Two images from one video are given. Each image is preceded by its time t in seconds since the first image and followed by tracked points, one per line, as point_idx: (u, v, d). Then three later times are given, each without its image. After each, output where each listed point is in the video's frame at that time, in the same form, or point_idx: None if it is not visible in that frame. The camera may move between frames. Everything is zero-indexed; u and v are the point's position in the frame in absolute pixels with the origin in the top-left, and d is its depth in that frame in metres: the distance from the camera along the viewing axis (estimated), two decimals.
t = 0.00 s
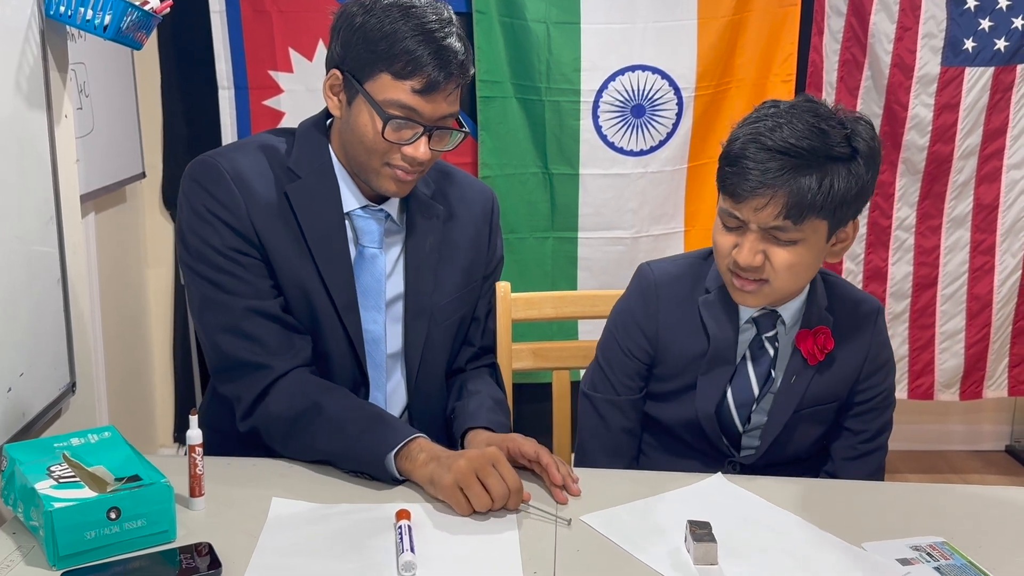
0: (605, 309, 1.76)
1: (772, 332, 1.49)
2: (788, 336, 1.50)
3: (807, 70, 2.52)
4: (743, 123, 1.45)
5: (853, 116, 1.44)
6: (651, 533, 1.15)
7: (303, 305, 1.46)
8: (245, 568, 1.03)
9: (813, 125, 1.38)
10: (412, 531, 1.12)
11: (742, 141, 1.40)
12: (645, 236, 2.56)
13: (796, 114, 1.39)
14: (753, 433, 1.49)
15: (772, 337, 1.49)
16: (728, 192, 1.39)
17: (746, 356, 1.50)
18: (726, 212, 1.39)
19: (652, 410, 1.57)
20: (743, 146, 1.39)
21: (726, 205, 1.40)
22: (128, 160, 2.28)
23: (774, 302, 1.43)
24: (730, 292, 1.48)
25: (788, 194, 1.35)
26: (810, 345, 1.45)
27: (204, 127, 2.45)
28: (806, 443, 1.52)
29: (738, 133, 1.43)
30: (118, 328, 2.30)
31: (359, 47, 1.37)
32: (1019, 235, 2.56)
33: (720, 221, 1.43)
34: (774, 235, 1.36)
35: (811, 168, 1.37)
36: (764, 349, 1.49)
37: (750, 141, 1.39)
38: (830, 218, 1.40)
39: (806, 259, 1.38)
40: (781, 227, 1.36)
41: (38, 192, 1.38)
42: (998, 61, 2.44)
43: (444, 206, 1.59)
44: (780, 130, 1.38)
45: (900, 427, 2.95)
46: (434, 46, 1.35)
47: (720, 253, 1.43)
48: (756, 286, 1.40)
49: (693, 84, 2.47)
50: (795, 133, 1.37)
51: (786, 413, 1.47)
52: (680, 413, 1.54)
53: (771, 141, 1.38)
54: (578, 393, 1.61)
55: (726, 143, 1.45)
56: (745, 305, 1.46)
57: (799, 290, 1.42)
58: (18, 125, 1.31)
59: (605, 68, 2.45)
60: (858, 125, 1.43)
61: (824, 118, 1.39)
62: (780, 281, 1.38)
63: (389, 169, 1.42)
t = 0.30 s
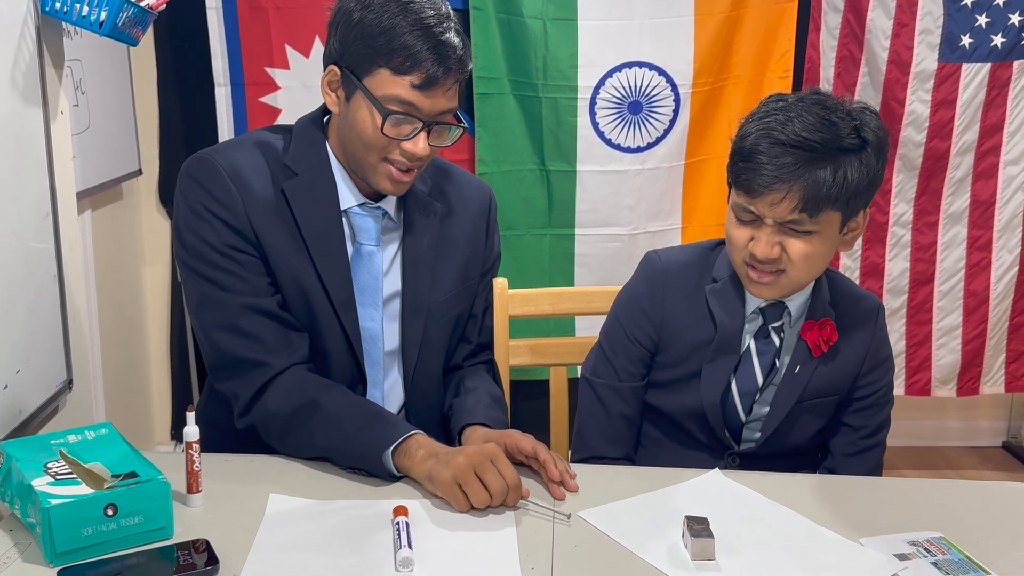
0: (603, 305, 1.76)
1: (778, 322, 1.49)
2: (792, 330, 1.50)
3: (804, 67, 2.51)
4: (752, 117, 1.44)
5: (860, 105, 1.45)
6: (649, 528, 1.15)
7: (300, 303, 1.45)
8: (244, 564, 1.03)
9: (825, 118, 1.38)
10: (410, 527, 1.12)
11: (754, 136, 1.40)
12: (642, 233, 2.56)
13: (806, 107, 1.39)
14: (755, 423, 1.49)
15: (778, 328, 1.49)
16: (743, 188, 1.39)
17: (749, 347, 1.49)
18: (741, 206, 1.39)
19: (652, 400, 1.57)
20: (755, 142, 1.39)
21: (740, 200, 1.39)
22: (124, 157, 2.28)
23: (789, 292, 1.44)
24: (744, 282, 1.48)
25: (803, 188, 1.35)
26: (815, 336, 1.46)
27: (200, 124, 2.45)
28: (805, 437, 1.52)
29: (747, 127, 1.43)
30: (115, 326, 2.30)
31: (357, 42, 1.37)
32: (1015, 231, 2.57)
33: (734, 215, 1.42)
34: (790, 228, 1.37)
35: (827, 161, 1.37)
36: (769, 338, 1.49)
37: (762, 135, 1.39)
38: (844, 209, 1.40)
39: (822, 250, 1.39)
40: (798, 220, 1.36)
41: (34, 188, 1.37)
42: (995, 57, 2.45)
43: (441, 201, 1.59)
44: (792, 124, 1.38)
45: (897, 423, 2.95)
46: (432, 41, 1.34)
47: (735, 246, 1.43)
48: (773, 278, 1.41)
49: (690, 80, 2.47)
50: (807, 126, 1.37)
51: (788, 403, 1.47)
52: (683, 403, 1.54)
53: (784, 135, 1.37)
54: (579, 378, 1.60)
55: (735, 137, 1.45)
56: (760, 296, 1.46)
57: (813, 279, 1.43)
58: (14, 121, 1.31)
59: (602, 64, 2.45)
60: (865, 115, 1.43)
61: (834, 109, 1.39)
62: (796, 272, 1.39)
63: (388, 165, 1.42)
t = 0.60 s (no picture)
0: (599, 297, 1.76)
1: (782, 310, 1.49)
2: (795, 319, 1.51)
3: (800, 59, 2.51)
4: (759, 106, 1.44)
5: (865, 93, 1.45)
6: (645, 518, 1.15)
7: (298, 295, 1.45)
8: (238, 554, 1.02)
9: (832, 106, 1.38)
10: (405, 517, 1.12)
11: (762, 124, 1.40)
12: (638, 226, 2.56)
13: (813, 96, 1.40)
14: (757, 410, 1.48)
15: (782, 315, 1.49)
16: (752, 176, 1.39)
17: (751, 333, 1.49)
18: (750, 194, 1.39)
19: (653, 386, 1.56)
20: (764, 131, 1.39)
21: (749, 188, 1.40)
22: (118, 150, 2.27)
23: (796, 280, 1.44)
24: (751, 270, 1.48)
25: (813, 176, 1.36)
26: (818, 323, 1.46)
27: (194, 118, 2.44)
28: (802, 428, 1.52)
29: (755, 116, 1.43)
30: (109, 319, 2.29)
31: (356, 33, 1.37)
32: (1011, 224, 2.57)
33: (742, 203, 1.42)
34: (799, 216, 1.37)
35: (836, 149, 1.37)
36: (773, 326, 1.49)
37: (770, 124, 1.40)
38: (852, 197, 1.41)
39: (831, 237, 1.39)
40: (808, 208, 1.37)
41: (26, 179, 1.37)
42: (990, 50, 2.45)
43: (438, 193, 1.59)
44: (800, 113, 1.38)
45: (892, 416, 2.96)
46: (431, 31, 1.34)
47: (743, 235, 1.43)
48: (782, 266, 1.41)
49: (686, 73, 2.46)
50: (815, 114, 1.38)
51: (788, 389, 1.47)
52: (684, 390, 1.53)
53: (792, 124, 1.38)
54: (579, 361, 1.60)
55: (742, 126, 1.45)
56: (767, 284, 1.46)
57: (820, 267, 1.43)
58: (7, 112, 1.30)
59: (598, 57, 2.45)
60: (871, 103, 1.44)
61: (841, 98, 1.40)
62: (805, 259, 1.39)
63: (387, 156, 1.41)
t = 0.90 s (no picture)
0: (594, 291, 1.76)
1: (780, 301, 1.49)
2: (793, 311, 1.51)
3: (795, 53, 2.51)
4: (761, 97, 1.45)
5: (867, 87, 1.46)
6: (639, 511, 1.15)
7: (294, 289, 1.45)
8: (232, 548, 1.02)
9: (835, 97, 1.39)
10: (399, 511, 1.12)
11: (766, 115, 1.40)
12: (633, 221, 2.56)
13: (816, 86, 1.40)
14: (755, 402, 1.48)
15: (780, 307, 1.49)
16: (755, 165, 1.39)
17: (750, 324, 1.50)
18: (753, 183, 1.39)
19: (652, 376, 1.56)
20: (767, 120, 1.40)
21: (751, 176, 1.40)
22: (112, 145, 2.26)
23: (796, 271, 1.44)
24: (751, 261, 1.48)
25: (816, 165, 1.36)
26: (816, 316, 1.46)
27: (188, 113, 2.43)
28: (797, 422, 1.52)
29: (758, 107, 1.43)
30: (104, 315, 2.28)
31: (354, 27, 1.36)
32: (1005, 218, 2.58)
33: (745, 193, 1.42)
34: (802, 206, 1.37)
35: (840, 139, 1.37)
36: (770, 316, 1.49)
37: (773, 114, 1.40)
38: (854, 189, 1.41)
39: (832, 229, 1.39)
40: (810, 198, 1.37)
41: (19, 173, 1.36)
42: (985, 44, 2.45)
43: (435, 188, 1.59)
44: (803, 103, 1.39)
45: (887, 410, 2.96)
46: (431, 27, 1.33)
47: (745, 225, 1.43)
48: (784, 256, 1.41)
49: (681, 67, 2.46)
50: (818, 105, 1.38)
51: (786, 381, 1.47)
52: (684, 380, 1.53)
53: (795, 114, 1.38)
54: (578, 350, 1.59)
55: (746, 118, 1.46)
56: (769, 275, 1.46)
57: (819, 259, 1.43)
58: None
59: (593, 51, 2.44)
60: (874, 95, 1.44)
61: (843, 90, 1.40)
62: (806, 250, 1.39)
63: (385, 152, 1.41)
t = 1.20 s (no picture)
0: (591, 287, 1.76)
1: (774, 292, 1.50)
2: (788, 302, 1.50)
3: (791, 48, 2.51)
4: (761, 86, 1.46)
5: (864, 80, 1.47)
6: (636, 506, 1.15)
7: (291, 286, 1.45)
8: (228, 545, 1.02)
9: (833, 86, 1.40)
10: (396, 507, 1.12)
11: (765, 101, 1.41)
12: (630, 217, 2.56)
13: (814, 76, 1.41)
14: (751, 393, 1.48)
15: (773, 296, 1.49)
16: (755, 150, 1.39)
17: (744, 314, 1.50)
18: (752, 168, 1.39)
19: (652, 367, 1.56)
20: (766, 106, 1.40)
21: (751, 162, 1.40)
22: (108, 141, 2.26)
23: (793, 260, 1.43)
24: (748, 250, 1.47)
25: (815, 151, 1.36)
26: (810, 311, 1.46)
27: (184, 109, 2.43)
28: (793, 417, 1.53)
29: (757, 96, 1.44)
30: (100, 312, 2.28)
31: (352, 24, 1.36)
32: (1001, 213, 2.58)
33: (743, 180, 1.42)
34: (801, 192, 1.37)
35: (839, 126, 1.38)
36: (763, 306, 1.49)
37: (772, 101, 1.40)
38: (851, 178, 1.41)
39: (830, 217, 1.39)
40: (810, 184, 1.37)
41: (14, 171, 1.36)
42: (981, 39, 2.45)
43: (432, 184, 1.59)
44: (803, 91, 1.40)
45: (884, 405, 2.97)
46: (429, 24, 1.33)
47: (743, 211, 1.42)
48: (781, 243, 1.40)
49: (677, 63, 2.46)
50: (817, 92, 1.39)
51: (781, 375, 1.47)
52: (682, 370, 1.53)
53: (794, 100, 1.39)
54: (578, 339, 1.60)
55: (744, 108, 1.46)
56: (767, 264, 1.45)
57: (815, 249, 1.43)
58: None
59: (589, 46, 2.44)
60: (871, 88, 1.45)
61: (841, 80, 1.42)
62: (804, 237, 1.38)
63: (382, 149, 1.41)
